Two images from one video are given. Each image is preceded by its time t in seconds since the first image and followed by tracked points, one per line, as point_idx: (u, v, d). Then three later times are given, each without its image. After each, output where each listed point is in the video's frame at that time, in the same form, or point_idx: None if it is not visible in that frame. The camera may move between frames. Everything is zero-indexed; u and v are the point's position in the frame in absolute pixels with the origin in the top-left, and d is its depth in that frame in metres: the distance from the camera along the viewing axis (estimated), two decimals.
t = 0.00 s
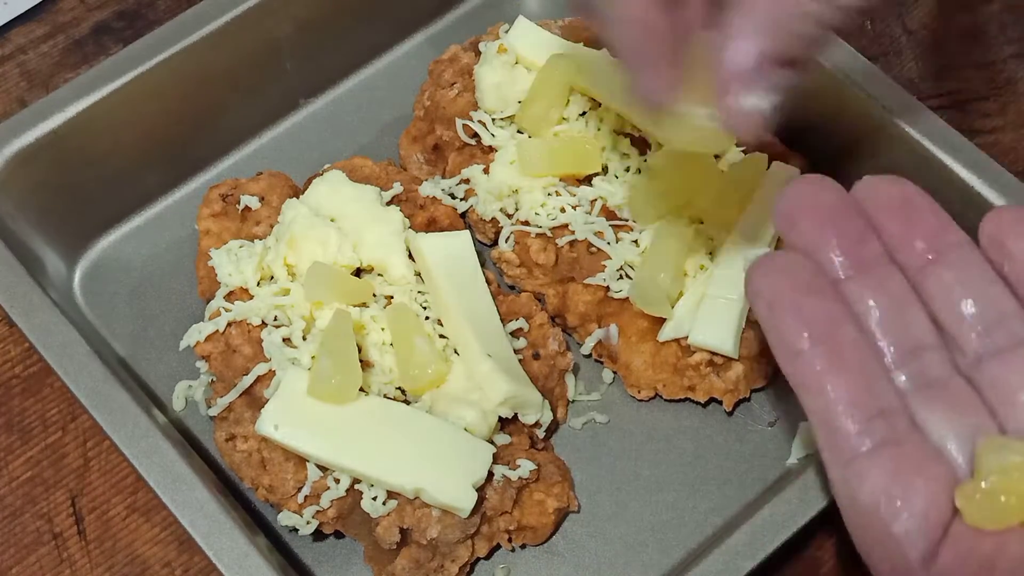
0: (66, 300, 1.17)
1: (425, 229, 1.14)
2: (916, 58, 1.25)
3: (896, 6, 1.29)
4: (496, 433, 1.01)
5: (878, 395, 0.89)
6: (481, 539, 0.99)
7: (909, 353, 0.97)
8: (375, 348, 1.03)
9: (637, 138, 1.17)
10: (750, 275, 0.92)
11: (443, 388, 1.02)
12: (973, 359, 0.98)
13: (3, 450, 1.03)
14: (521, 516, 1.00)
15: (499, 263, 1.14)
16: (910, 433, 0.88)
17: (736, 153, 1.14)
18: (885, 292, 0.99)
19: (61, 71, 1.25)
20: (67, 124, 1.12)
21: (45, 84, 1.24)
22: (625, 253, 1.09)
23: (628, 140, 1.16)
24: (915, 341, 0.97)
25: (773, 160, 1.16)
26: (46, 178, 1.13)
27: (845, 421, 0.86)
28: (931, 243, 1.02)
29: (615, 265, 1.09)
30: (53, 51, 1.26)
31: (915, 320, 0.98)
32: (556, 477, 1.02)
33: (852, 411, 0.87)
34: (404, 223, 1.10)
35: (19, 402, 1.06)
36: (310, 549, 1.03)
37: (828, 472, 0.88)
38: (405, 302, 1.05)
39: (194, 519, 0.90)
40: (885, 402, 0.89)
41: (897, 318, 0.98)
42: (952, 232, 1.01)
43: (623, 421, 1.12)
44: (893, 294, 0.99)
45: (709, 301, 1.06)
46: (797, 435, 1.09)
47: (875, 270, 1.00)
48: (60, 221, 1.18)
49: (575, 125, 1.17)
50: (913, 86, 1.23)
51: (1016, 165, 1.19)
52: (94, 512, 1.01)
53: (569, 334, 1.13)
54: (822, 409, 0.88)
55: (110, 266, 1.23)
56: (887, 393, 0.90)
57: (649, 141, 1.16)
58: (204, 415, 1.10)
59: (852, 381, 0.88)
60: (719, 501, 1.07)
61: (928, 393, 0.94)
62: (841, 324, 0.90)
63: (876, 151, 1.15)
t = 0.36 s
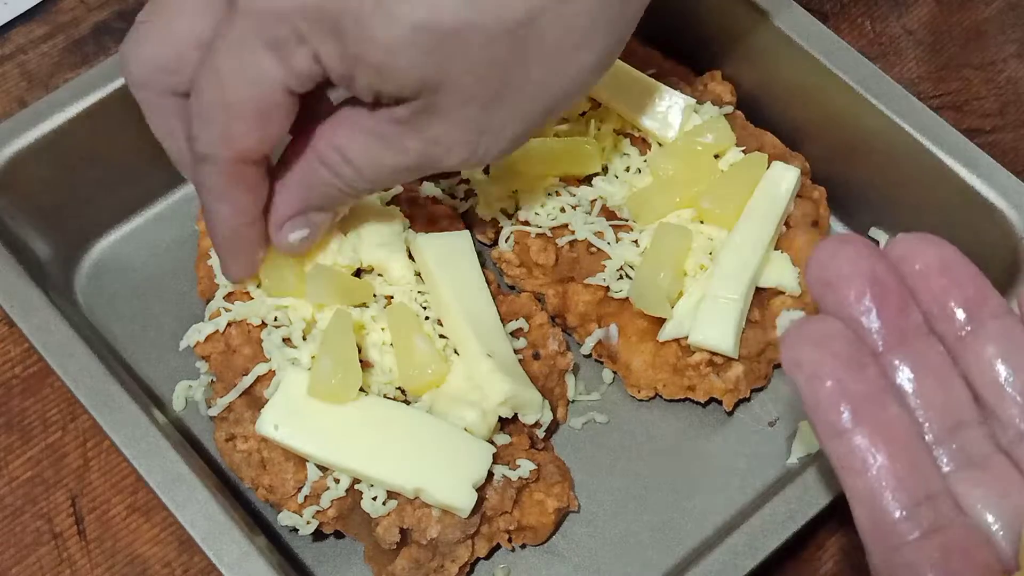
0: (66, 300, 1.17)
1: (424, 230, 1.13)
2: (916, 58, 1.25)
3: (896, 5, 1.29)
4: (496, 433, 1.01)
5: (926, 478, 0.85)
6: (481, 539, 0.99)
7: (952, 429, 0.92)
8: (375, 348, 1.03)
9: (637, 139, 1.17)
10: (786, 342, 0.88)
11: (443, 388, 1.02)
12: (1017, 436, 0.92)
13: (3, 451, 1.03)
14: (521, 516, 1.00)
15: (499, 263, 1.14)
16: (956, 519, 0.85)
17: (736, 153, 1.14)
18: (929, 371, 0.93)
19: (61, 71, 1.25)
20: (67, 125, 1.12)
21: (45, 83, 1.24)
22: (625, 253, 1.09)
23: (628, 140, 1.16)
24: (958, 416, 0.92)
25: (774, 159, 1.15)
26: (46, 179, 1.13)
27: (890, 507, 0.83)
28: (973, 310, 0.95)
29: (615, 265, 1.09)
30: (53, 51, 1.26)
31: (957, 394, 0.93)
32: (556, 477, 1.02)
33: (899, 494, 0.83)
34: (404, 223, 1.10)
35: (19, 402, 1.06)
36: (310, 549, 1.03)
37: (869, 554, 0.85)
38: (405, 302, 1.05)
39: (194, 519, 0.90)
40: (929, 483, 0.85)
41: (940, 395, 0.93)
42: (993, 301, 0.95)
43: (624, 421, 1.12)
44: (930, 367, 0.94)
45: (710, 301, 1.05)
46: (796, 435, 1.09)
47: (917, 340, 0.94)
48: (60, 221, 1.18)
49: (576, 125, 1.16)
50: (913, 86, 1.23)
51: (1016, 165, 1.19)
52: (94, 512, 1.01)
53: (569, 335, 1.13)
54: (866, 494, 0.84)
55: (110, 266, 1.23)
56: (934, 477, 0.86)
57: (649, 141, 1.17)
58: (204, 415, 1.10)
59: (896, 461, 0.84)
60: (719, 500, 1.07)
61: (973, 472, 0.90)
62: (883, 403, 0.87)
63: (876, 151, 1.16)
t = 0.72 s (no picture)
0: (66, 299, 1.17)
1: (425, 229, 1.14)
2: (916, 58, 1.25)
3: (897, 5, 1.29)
4: (496, 433, 1.01)
5: (795, 452, 0.83)
6: (481, 539, 0.99)
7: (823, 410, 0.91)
8: (375, 348, 1.03)
9: (638, 138, 1.16)
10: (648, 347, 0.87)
11: (443, 388, 1.02)
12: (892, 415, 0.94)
13: (3, 450, 1.03)
14: (521, 516, 1.00)
15: (499, 263, 1.14)
16: (832, 485, 0.81)
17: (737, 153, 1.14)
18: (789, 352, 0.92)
19: (61, 72, 1.25)
20: (67, 125, 1.12)
21: (45, 84, 1.24)
22: (625, 254, 1.09)
23: (629, 140, 1.16)
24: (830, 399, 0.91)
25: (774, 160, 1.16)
26: (45, 179, 1.13)
27: (765, 486, 0.80)
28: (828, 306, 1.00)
29: (615, 266, 1.09)
30: (53, 51, 1.26)
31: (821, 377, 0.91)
32: (556, 477, 1.02)
33: (771, 470, 0.81)
34: (405, 223, 1.10)
35: (19, 402, 1.06)
36: (310, 549, 1.03)
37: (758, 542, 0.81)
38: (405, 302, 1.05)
39: (194, 520, 0.90)
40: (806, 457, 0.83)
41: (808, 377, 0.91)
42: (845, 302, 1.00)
43: (623, 421, 1.12)
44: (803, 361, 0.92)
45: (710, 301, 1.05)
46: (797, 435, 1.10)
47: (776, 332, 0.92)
48: (60, 221, 1.18)
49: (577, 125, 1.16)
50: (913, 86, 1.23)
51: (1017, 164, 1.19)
52: (94, 512, 1.01)
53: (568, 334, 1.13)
54: (741, 475, 0.82)
55: (110, 266, 1.23)
56: (804, 449, 0.83)
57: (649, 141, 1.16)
58: (204, 415, 1.10)
59: (762, 441, 0.82)
60: (719, 500, 1.07)
61: (844, 446, 0.88)
62: (745, 385, 0.85)
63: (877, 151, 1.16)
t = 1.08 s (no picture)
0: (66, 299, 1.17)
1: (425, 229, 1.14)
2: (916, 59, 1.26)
3: (896, 6, 1.29)
4: (496, 433, 1.01)
5: (806, 428, 0.85)
6: (481, 539, 0.99)
7: (826, 383, 0.93)
8: (375, 348, 1.03)
9: (637, 138, 1.17)
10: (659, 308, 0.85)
11: (443, 388, 1.02)
12: (885, 381, 0.98)
13: (4, 450, 1.03)
14: (521, 516, 1.00)
15: (499, 263, 1.14)
16: (841, 462, 0.85)
17: (736, 153, 1.14)
18: (792, 323, 0.94)
19: (61, 72, 1.25)
20: (68, 124, 1.12)
21: (45, 84, 1.24)
22: (625, 253, 1.09)
23: (628, 140, 1.16)
24: (831, 370, 0.94)
25: (774, 160, 1.16)
26: (46, 179, 1.13)
27: (776, 461, 0.82)
28: (827, 266, 1.00)
29: (615, 266, 1.09)
30: (53, 52, 1.26)
31: (831, 350, 0.95)
32: (556, 477, 1.02)
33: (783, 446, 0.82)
34: (404, 222, 1.10)
35: (19, 402, 1.06)
36: (310, 549, 1.03)
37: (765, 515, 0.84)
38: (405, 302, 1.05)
39: (194, 520, 0.90)
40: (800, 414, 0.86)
41: (814, 348, 0.94)
42: (844, 254, 1.01)
43: (624, 421, 1.12)
44: (800, 325, 0.95)
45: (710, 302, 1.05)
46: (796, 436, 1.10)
47: (783, 300, 0.95)
48: (60, 221, 1.18)
49: (577, 124, 1.16)
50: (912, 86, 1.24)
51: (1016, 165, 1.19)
52: (94, 512, 1.01)
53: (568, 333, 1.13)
54: (751, 451, 0.83)
55: (110, 266, 1.23)
56: (812, 423, 0.86)
57: (649, 141, 1.16)
58: (204, 415, 1.10)
59: (775, 414, 0.83)
60: (719, 500, 1.07)
61: (850, 421, 0.92)
62: (756, 359, 0.85)
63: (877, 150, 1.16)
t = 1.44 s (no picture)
0: (66, 300, 1.17)
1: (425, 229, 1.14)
2: (916, 58, 1.26)
3: (896, 5, 1.29)
4: (496, 433, 1.01)
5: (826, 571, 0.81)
6: (481, 539, 0.99)
7: (857, 529, 0.86)
8: (375, 348, 1.03)
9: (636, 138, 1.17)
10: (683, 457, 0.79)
11: (443, 388, 1.02)
12: (914, 522, 0.89)
13: (4, 451, 1.03)
14: (521, 516, 1.00)
15: (499, 263, 1.14)
16: None
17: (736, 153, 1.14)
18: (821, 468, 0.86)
19: (61, 72, 1.25)
20: (67, 125, 1.12)
21: (45, 84, 1.24)
22: (625, 253, 1.10)
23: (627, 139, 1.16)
24: (860, 516, 0.87)
25: (774, 160, 1.16)
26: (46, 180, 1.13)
27: None
28: (850, 406, 0.90)
29: (615, 265, 1.09)
30: (53, 51, 1.26)
31: (856, 489, 0.88)
32: (556, 477, 1.02)
33: None
34: (404, 221, 1.10)
35: (20, 402, 1.06)
36: (310, 549, 1.03)
37: None
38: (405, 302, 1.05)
39: (194, 519, 0.90)
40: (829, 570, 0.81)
41: (841, 487, 0.87)
42: (866, 389, 0.90)
43: (623, 421, 1.12)
44: (829, 473, 0.87)
45: (710, 302, 1.05)
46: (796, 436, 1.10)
47: (814, 445, 0.87)
48: (59, 222, 1.18)
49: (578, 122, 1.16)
50: (913, 86, 1.24)
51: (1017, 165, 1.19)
52: (94, 512, 1.01)
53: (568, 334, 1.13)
54: None
55: (110, 266, 1.23)
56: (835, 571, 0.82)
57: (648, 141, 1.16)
58: (204, 415, 1.10)
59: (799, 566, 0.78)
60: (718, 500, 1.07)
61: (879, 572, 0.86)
62: (789, 517, 0.81)
63: (877, 150, 1.16)
